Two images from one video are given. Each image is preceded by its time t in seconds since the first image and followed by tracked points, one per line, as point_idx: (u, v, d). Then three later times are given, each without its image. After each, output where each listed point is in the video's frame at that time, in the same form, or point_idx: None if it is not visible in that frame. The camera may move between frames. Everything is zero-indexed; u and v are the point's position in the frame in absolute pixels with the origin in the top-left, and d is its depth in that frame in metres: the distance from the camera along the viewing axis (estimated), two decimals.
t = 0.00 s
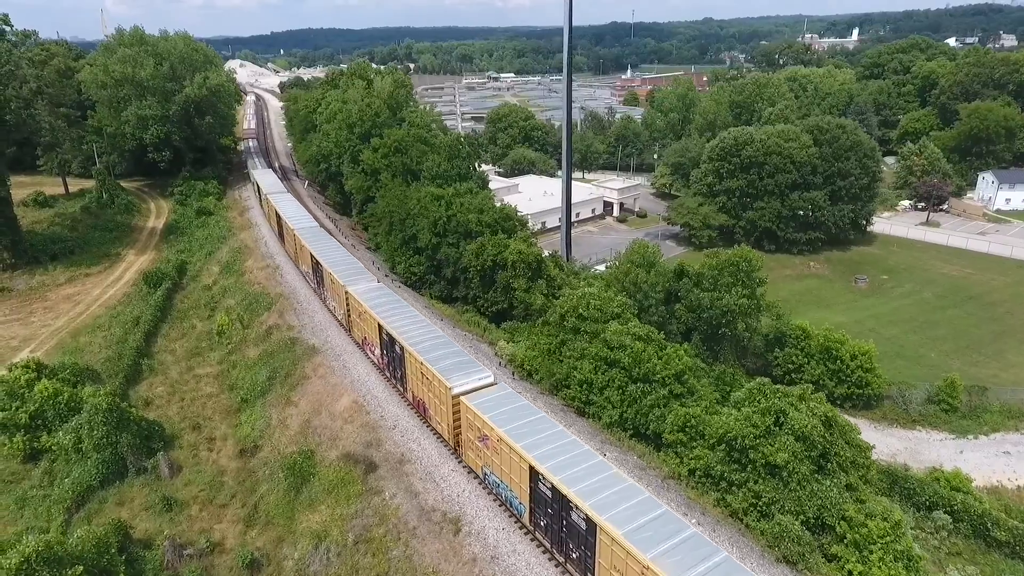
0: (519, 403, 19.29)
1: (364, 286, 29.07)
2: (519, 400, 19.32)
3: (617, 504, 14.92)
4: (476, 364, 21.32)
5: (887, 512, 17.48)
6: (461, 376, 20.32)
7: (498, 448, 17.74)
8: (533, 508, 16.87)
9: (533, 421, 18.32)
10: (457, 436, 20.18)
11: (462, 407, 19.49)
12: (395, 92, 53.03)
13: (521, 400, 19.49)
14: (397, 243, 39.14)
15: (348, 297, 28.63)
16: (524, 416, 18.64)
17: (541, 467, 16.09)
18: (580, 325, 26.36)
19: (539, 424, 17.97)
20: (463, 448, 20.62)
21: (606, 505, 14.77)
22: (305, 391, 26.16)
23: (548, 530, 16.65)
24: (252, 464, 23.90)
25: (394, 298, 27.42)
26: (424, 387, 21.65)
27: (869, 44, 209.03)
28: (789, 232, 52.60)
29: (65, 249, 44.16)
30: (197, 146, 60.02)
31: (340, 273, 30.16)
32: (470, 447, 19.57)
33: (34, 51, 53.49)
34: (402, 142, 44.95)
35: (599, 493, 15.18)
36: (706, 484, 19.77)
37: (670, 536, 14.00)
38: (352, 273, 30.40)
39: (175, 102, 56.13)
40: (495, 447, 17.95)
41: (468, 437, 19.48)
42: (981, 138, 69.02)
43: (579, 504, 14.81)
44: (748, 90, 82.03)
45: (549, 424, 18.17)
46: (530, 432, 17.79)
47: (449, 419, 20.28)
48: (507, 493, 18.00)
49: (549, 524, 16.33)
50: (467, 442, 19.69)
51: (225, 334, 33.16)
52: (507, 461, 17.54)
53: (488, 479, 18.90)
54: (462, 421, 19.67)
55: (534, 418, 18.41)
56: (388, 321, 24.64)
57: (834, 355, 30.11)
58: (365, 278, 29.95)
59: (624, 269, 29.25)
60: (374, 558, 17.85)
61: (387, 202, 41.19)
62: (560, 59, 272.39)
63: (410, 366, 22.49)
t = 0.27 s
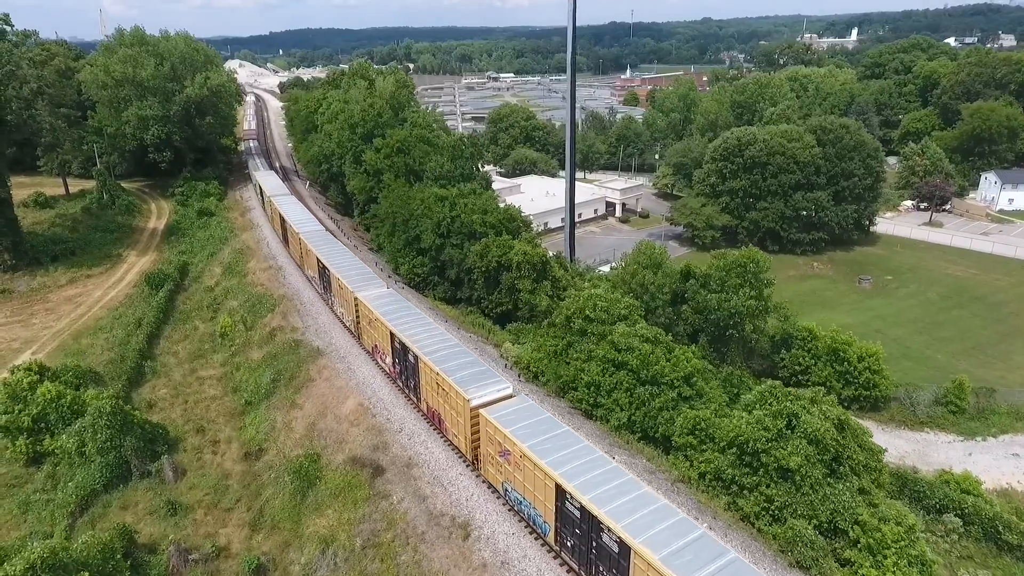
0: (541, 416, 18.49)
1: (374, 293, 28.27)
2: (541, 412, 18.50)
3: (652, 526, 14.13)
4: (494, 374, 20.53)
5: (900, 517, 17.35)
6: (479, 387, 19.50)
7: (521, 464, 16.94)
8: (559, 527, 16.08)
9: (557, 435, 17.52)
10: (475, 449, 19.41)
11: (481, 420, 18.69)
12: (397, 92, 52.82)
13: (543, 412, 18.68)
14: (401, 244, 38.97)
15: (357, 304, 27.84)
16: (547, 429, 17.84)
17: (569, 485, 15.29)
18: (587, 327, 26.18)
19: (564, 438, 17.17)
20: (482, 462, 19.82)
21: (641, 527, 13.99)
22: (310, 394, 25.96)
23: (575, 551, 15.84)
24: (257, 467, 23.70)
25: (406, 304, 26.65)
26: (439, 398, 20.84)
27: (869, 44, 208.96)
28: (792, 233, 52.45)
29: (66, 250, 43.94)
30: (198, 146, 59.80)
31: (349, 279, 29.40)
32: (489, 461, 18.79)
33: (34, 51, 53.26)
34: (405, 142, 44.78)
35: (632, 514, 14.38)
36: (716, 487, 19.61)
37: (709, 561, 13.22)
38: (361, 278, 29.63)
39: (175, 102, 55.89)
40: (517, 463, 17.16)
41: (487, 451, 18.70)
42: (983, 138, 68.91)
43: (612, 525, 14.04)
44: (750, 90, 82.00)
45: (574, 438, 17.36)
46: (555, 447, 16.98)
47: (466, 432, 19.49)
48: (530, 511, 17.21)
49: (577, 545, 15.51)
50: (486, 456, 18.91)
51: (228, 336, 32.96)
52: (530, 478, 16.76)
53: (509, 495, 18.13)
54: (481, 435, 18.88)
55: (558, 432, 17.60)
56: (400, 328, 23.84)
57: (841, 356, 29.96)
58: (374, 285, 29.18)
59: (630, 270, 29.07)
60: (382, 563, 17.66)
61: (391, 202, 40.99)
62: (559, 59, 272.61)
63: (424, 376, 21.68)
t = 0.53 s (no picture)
0: (566, 430, 17.64)
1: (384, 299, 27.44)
2: (566, 426, 17.66)
3: (691, 550, 13.26)
4: (514, 385, 19.72)
5: (916, 521, 17.16)
6: (499, 400, 18.67)
7: (546, 482, 16.11)
8: (589, 549, 15.24)
9: (584, 451, 16.65)
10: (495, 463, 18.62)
11: (503, 435, 17.87)
12: (400, 92, 52.64)
13: (567, 426, 17.84)
14: (405, 245, 38.77)
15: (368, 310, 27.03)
16: (573, 444, 16.98)
17: (600, 506, 14.45)
18: (595, 329, 25.99)
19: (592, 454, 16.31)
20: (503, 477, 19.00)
21: (679, 552, 13.14)
22: (316, 396, 25.76)
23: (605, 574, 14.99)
24: (263, 471, 23.49)
25: (417, 310, 25.85)
26: (457, 410, 20.02)
27: (869, 44, 208.97)
28: (796, 233, 52.25)
29: (67, 251, 43.72)
30: (200, 147, 59.58)
31: (358, 285, 28.57)
32: (511, 477, 17.97)
33: (35, 51, 53.04)
34: (408, 143, 44.62)
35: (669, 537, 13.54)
36: (728, 491, 19.42)
37: None
38: (371, 284, 28.83)
39: (177, 102, 55.66)
40: (542, 480, 16.33)
41: (509, 466, 17.89)
42: (987, 138, 68.78)
43: (648, 550, 13.20)
44: (752, 89, 82.03)
45: (602, 454, 16.49)
46: (583, 463, 16.14)
47: (486, 446, 18.66)
48: (557, 531, 16.38)
49: (608, 569, 14.62)
50: (508, 472, 18.08)
51: (231, 338, 32.76)
52: (556, 496, 15.93)
53: (533, 513, 17.32)
54: (503, 450, 18.05)
55: (585, 448, 16.74)
56: (414, 336, 23.03)
57: (849, 358, 29.76)
58: (385, 291, 28.35)
59: (638, 272, 28.89)
60: (391, 570, 17.45)
61: (394, 203, 40.78)
62: (559, 59, 272.43)
63: (440, 387, 20.88)
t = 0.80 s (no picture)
0: (593, 446, 16.92)
1: (396, 305, 26.64)
2: (593, 442, 16.94)
3: None
4: (536, 397, 18.97)
5: (931, 527, 17.11)
6: (521, 413, 17.93)
7: (575, 502, 15.43)
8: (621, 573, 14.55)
9: (614, 469, 15.94)
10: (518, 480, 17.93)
11: (527, 451, 17.17)
12: (403, 92, 52.42)
13: (594, 441, 17.12)
14: (409, 246, 38.53)
15: (379, 317, 26.24)
16: (601, 462, 16.27)
17: (636, 530, 13.75)
18: (603, 331, 25.80)
19: (623, 472, 15.62)
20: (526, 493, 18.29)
21: None
22: (322, 399, 25.54)
23: None
24: (269, 475, 23.26)
25: (430, 317, 25.12)
26: (476, 423, 19.29)
27: (869, 44, 208.78)
28: (800, 234, 52.03)
29: (69, 252, 43.47)
30: (201, 147, 59.35)
31: (368, 291, 27.80)
32: (535, 495, 17.27)
33: (36, 51, 52.76)
34: (411, 143, 44.43)
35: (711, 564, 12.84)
36: (740, 496, 19.22)
37: None
38: (381, 289, 28.03)
39: (178, 102, 55.40)
40: (570, 499, 15.63)
41: (533, 484, 17.20)
42: (990, 138, 68.61)
43: None
44: (754, 90, 81.81)
45: (633, 473, 15.78)
46: (613, 483, 15.44)
47: (509, 462, 17.93)
48: (586, 552, 15.68)
49: None
50: (531, 489, 17.38)
51: (235, 340, 32.53)
52: (586, 517, 15.24)
53: (559, 533, 16.63)
54: (527, 466, 17.35)
55: (615, 466, 16.03)
56: (428, 345, 22.24)
57: (858, 360, 29.54)
58: (396, 297, 27.56)
59: (645, 273, 28.68)
60: None
61: (398, 204, 40.55)
62: (559, 59, 272.13)
63: (458, 398, 20.15)
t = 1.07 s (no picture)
0: (624, 463, 16.17)
1: (409, 313, 25.87)
2: (623, 459, 16.20)
3: None
4: (560, 410, 18.24)
5: (950, 533, 17.03)
6: (547, 428, 17.20)
7: (608, 523, 14.69)
8: None
9: (649, 488, 15.17)
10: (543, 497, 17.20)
11: (555, 467, 16.43)
12: (406, 92, 52.19)
13: (624, 459, 16.36)
14: (414, 247, 38.34)
15: (392, 325, 25.48)
16: (634, 480, 15.51)
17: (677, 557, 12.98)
18: (612, 333, 25.60)
19: (658, 492, 14.88)
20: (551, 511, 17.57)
21: None
22: (329, 402, 25.31)
23: None
24: (276, 479, 23.03)
25: (445, 325, 24.39)
26: (498, 437, 18.55)
27: (870, 44, 208.55)
28: (806, 235, 51.78)
29: (72, 253, 43.25)
30: (204, 148, 59.10)
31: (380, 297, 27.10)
32: (563, 513, 16.53)
33: (38, 50, 52.47)
34: (416, 144, 44.24)
35: None
36: (754, 501, 18.98)
37: None
38: (393, 296, 27.27)
39: (181, 102, 55.14)
40: (602, 521, 14.89)
41: (561, 502, 16.46)
42: (995, 138, 68.38)
43: None
44: (757, 90, 81.55)
45: (669, 493, 15.05)
46: (648, 503, 14.67)
47: (534, 479, 17.18)
48: None
49: None
50: (559, 508, 16.64)
51: (240, 342, 32.30)
52: (620, 539, 14.50)
53: (588, 554, 15.89)
54: (554, 484, 16.61)
55: (649, 485, 15.26)
56: (446, 355, 21.48)
57: (868, 362, 29.34)
58: (408, 304, 26.85)
59: (654, 275, 28.45)
60: None
61: (403, 204, 40.32)
62: (559, 59, 271.92)
63: (478, 411, 19.40)
